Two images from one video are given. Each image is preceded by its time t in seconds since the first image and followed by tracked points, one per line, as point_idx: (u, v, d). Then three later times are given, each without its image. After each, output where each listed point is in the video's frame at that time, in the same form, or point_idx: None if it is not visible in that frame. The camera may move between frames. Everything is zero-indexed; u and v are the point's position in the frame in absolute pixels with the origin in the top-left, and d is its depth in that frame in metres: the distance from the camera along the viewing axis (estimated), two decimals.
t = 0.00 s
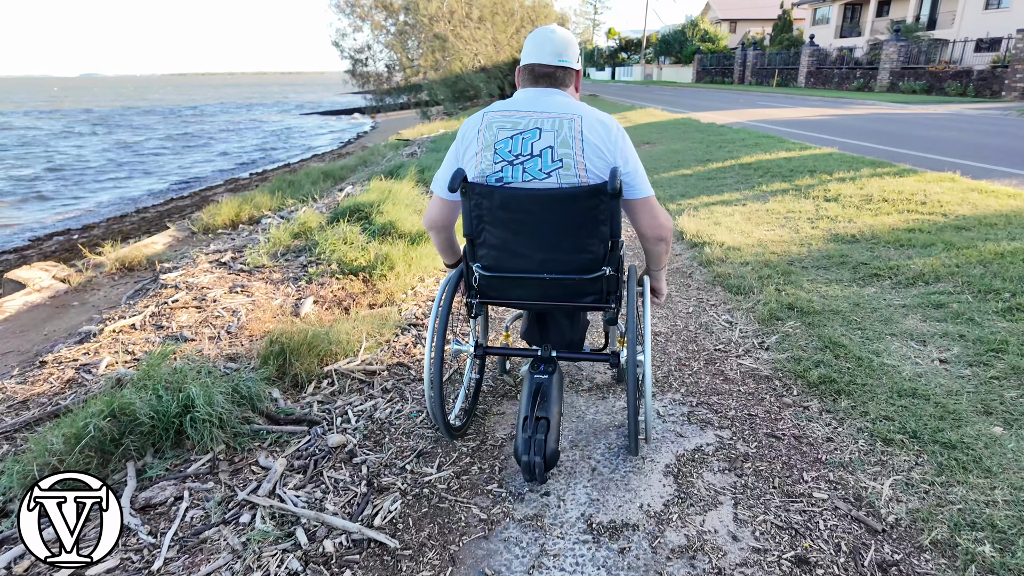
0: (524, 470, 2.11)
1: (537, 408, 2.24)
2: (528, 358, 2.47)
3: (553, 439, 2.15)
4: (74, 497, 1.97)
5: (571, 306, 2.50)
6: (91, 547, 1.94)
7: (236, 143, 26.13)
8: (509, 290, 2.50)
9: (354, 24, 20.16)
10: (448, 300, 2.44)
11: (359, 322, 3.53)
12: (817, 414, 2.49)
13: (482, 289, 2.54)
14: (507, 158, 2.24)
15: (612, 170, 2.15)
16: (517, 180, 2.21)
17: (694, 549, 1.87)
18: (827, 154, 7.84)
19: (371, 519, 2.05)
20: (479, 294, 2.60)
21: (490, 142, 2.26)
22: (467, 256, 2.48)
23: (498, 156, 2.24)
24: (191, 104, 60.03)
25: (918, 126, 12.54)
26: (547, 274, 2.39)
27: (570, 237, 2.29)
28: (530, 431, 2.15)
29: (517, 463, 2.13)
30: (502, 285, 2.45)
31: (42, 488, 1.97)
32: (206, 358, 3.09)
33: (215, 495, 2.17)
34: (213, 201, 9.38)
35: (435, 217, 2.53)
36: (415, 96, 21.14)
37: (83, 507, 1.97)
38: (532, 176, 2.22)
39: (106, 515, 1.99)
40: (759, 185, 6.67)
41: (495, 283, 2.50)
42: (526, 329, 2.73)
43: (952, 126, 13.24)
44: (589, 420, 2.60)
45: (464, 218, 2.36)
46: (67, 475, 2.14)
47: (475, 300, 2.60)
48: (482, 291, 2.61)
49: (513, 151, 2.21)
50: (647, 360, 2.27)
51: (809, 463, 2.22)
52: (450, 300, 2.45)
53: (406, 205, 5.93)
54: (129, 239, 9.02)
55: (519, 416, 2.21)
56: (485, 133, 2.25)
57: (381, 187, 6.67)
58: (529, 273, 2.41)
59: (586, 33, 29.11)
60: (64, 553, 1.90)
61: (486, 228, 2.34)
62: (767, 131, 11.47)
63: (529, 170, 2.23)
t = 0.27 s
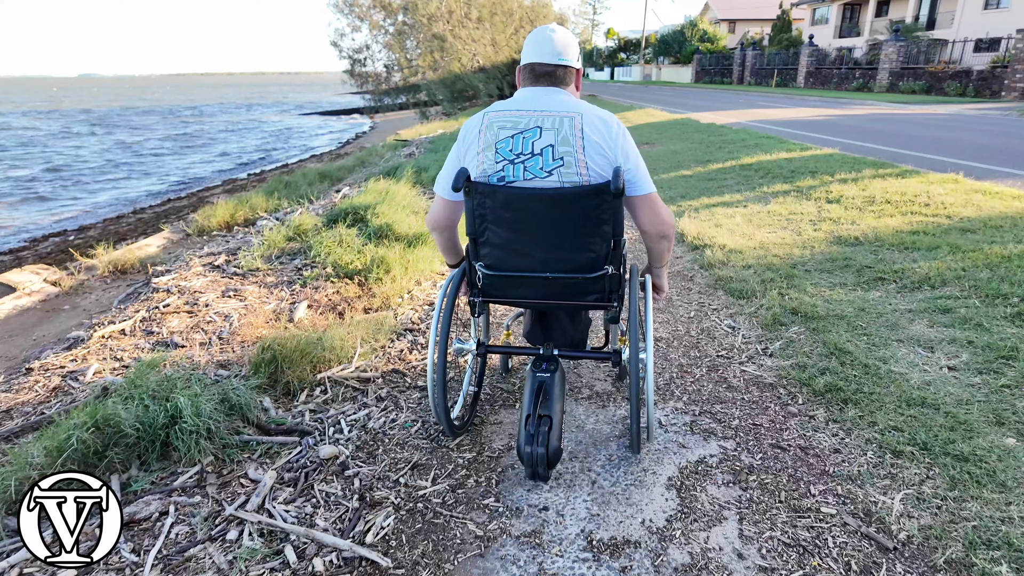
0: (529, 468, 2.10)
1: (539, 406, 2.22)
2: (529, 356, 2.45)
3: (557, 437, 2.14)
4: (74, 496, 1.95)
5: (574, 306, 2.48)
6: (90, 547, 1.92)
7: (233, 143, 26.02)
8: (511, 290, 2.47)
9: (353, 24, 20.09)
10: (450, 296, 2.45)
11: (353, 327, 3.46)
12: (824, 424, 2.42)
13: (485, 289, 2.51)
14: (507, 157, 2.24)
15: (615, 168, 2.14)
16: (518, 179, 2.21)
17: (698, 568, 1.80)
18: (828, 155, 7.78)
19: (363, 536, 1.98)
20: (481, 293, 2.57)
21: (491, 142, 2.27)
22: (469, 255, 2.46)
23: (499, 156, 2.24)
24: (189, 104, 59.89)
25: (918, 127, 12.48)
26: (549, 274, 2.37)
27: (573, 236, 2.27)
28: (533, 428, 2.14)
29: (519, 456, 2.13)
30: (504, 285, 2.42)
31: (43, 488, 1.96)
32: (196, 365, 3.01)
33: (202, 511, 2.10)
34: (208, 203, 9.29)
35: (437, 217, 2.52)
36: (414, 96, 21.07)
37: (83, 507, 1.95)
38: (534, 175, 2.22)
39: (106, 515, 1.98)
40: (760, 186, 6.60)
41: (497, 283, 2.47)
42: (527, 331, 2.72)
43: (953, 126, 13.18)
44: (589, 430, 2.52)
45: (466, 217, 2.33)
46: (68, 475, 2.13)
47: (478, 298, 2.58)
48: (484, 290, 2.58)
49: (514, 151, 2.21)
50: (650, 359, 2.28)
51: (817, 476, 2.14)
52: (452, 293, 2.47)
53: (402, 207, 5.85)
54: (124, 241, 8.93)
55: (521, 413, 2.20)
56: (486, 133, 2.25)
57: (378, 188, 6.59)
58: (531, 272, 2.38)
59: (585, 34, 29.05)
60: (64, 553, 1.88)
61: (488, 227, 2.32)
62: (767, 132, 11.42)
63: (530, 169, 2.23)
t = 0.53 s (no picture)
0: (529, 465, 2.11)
1: (540, 403, 2.22)
2: (531, 354, 2.46)
3: (558, 433, 2.13)
4: (74, 497, 1.91)
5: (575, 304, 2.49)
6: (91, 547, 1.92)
7: (230, 143, 25.93)
8: (513, 289, 2.48)
9: (351, 24, 20.00)
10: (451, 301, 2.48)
11: (347, 332, 3.39)
12: (830, 434, 2.35)
13: (487, 287, 2.53)
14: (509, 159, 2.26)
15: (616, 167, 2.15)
16: (520, 180, 2.22)
17: None
18: (829, 155, 7.72)
19: (354, 553, 1.90)
20: (483, 292, 2.58)
21: (492, 143, 2.29)
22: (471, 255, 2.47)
23: (501, 157, 2.26)
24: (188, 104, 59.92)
25: (919, 127, 12.43)
26: (551, 272, 2.38)
27: (574, 235, 2.28)
28: (534, 426, 2.14)
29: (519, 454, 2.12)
30: (506, 283, 2.43)
31: (43, 489, 1.91)
32: (185, 373, 2.94)
33: (187, 527, 2.02)
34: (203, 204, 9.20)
35: (440, 219, 2.53)
36: (412, 96, 21.00)
37: (83, 507, 1.92)
38: (535, 176, 2.24)
39: (106, 515, 1.95)
40: (761, 187, 6.53)
41: (499, 281, 2.49)
42: (531, 329, 2.76)
43: (953, 126, 13.13)
44: (589, 440, 2.45)
45: (468, 217, 2.35)
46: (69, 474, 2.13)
47: (480, 296, 2.60)
48: (486, 288, 2.59)
49: (516, 152, 2.23)
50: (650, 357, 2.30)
51: (825, 490, 2.07)
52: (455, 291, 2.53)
53: (399, 208, 5.78)
54: (118, 243, 8.84)
55: (523, 411, 2.21)
56: (488, 135, 2.27)
57: (374, 189, 6.51)
58: (533, 271, 2.40)
59: (584, 33, 28.97)
60: (65, 553, 1.87)
61: (490, 227, 2.34)
62: (767, 132, 11.37)
63: (531, 170, 2.25)
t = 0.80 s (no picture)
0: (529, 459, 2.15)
1: (540, 400, 2.26)
2: (532, 353, 2.47)
3: (558, 429, 2.19)
4: (74, 497, 1.97)
5: (576, 303, 2.48)
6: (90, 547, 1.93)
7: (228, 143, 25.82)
8: (514, 287, 2.48)
9: (349, 24, 19.92)
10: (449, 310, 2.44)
11: (341, 338, 3.31)
12: (836, 444, 2.28)
13: (488, 286, 2.52)
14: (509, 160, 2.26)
15: (616, 167, 2.14)
16: (520, 182, 2.22)
17: None
18: (830, 155, 7.65)
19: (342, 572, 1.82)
20: (484, 291, 2.57)
21: (492, 145, 2.28)
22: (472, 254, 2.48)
23: (501, 159, 2.26)
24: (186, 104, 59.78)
25: (919, 127, 12.36)
26: (551, 270, 2.37)
27: (574, 233, 2.28)
28: (535, 423, 2.19)
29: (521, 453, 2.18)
30: (507, 282, 2.43)
31: (44, 488, 1.99)
32: (173, 381, 2.86)
33: (170, 544, 1.94)
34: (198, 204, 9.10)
35: (441, 220, 2.51)
36: (410, 96, 20.92)
37: (83, 507, 1.97)
38: (535, 178, 2.24)
39: (106, 515, 1.98)
40: (762, 188, 6.46)
41: (500, 280, 2.48)
42: (532, 326, 2.75)
43: (954, 126, 13.07)
44: (588, 451, 2.37)
45: (469, 216, 2.35)
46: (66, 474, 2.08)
47: (480, 295, 2.60)
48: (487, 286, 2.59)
49: (515, 154, 2.23)
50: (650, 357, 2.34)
51: (832, 504, 2.00)
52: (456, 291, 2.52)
53: (395, 210, 5.70)
54: (112, 245, 8.75)
55: (524, 408, 2.25)
56: (487, 136, 2.27)
57: (371, 190, 6.44)
58: (534, 269, 2.39)
59: (582, 33, 28.90)
60: (64, 553, 1.89)
61: (490, 225, 2.34)
62: (767, 132, 11.31)
63: (531, 171, 2.25)
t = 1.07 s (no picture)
0: (534, 458, 2.16)
1: (542, 398, 2.27)
2: (533, 350, 2.51)
3: (558, 427, 2.18)
4: (73, 497, 1.89)
5: (575, 300, 2.51)
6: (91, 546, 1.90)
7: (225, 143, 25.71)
8: (514, 285, 2.50)
9: (347, 23, 19.83)
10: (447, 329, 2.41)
11: (334, 343, 3.24)
12: (842, 455, 2.20)
13: (488, 283, 2.55)
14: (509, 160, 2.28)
15: (615, 167, 2.17)
16: (520, 182, 2.26)
17: None
18: (831, 156, 7.59)
19: None
20: (484, 289, 2.60)
21: (492, 145, 2.30)
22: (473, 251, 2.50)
23: (501, 159, 2.29)
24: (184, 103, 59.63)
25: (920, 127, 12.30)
26: (552, 268, 2.40)
27: (574, 231, 2.31)
28: (537, 421, 2.18)
29: (524, 448, 2.17)
30: (507, 279, 2.46)
31: (44, 488, 1.89)
32: (159, 390, 2.78)
33: (152, 563, 1.87)
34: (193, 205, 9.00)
35: (440, 217, 2.54)
36: (409, 95, 20.84)
37: (83, 508, 1.90)
38: (534, 177, 2.27)
39: (106, 515, 1.94)
40: (762, 189, 6.38)
41: (501, 278, 2.51)
42: (533, 326, 2.78)
43: (954, 126, 13.01)
44: (586, 463, 2.29)
45: (470, 215, 2.38)
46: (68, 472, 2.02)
47: (480, 293, 2.63)
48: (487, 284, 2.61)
49: (515, 154, 2.25)
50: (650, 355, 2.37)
51: (839, 519, 1.92)
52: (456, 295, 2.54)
53: (391, 211, 5.62)
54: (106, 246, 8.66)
55: (526, 407, 2.26)
56: (487, 136, 2.28)
57: (367, 190, 6.36)
58: (534, 267, 2.42)
59: (581, 33, 28.82)
60: (64, 554, 1.85)
61: (491, 224, 2.36)
62: (766, 132, 11.25)
63: (531, 171, 2.28)
